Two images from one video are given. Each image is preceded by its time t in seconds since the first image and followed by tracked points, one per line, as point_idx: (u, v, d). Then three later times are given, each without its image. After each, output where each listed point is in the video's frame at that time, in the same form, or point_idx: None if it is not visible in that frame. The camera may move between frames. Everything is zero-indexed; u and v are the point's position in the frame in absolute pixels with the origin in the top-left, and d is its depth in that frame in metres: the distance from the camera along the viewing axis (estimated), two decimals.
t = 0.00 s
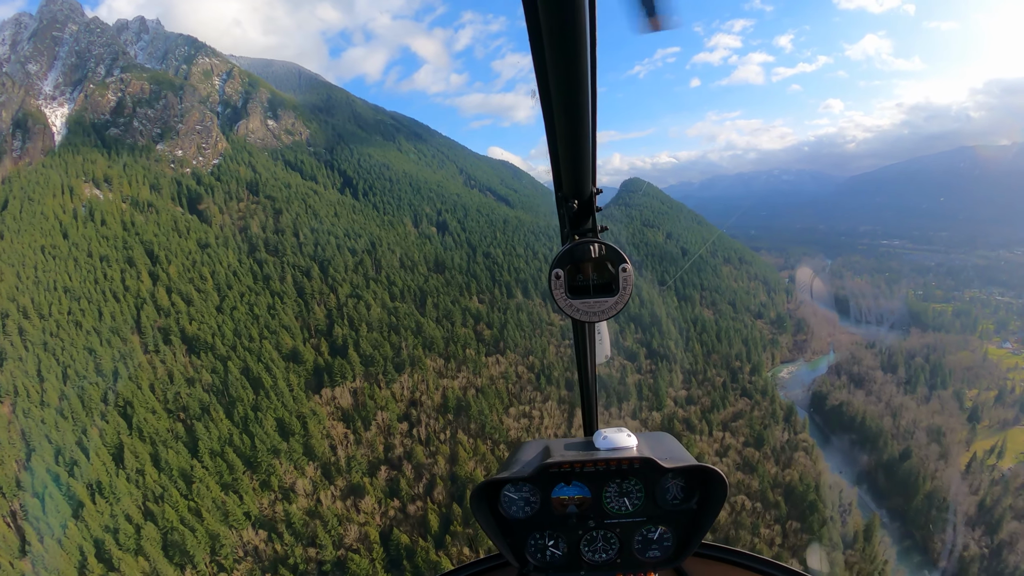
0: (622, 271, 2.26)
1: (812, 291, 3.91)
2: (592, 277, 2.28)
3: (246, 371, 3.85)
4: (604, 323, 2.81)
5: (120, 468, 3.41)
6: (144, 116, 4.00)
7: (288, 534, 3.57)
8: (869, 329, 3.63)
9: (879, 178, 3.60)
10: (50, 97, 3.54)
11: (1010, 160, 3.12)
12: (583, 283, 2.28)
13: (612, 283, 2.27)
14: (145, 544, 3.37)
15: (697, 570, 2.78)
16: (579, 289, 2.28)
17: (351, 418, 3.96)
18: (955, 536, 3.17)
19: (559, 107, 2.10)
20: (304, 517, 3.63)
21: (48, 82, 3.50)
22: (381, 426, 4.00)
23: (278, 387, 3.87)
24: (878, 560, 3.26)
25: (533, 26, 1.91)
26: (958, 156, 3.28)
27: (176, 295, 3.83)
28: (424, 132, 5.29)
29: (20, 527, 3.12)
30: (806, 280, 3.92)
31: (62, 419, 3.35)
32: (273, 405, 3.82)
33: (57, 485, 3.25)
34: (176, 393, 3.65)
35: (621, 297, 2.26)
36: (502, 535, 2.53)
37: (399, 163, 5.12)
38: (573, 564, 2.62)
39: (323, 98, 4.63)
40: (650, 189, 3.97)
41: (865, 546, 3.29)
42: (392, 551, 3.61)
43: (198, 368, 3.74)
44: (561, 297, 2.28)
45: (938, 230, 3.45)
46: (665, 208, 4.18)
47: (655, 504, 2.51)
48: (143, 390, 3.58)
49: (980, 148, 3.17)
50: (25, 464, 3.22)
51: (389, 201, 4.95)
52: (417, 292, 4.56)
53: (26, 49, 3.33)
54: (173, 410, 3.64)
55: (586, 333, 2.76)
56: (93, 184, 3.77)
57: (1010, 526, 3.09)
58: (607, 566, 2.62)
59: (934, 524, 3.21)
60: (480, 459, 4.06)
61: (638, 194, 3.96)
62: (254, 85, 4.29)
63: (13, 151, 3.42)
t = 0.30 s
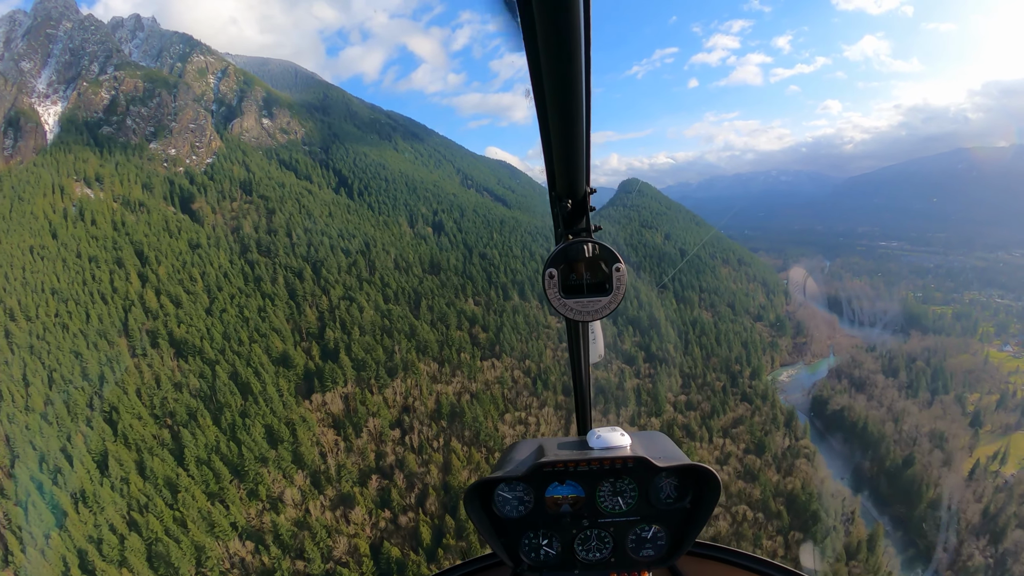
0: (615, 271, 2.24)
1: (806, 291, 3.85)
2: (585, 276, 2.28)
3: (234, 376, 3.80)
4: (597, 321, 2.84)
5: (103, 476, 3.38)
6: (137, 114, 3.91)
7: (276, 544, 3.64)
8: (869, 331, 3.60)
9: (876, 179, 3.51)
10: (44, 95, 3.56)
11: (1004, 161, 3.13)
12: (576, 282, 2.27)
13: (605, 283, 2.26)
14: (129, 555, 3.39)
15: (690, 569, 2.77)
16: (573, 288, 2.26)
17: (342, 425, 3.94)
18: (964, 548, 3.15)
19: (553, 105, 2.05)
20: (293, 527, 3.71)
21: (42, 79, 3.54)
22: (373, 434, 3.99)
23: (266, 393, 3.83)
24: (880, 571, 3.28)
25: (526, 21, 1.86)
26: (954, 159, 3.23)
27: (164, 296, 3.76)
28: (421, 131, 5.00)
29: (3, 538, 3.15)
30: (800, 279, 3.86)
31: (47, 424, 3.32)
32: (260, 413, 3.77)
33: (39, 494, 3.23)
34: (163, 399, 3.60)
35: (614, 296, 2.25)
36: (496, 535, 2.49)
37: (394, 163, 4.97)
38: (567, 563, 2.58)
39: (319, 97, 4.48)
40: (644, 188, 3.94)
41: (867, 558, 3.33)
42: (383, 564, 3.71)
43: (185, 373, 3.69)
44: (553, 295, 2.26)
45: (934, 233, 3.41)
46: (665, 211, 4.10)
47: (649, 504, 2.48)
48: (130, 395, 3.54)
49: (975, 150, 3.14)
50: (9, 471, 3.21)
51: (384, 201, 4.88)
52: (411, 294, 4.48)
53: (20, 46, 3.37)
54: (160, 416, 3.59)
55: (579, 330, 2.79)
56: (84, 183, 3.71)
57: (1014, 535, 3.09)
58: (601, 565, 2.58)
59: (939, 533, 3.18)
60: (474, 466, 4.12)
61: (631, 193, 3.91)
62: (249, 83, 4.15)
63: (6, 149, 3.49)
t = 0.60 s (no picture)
0: (614, 270, 2.19)
1: (804, 291, 3.86)
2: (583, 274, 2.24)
3: (222, 381, 3.74)
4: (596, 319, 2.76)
5: (88, 484, 3.27)
6: (130, 112, 3.88)
7: (261, 556, 3.51)
8: (869, 334, 3.57)
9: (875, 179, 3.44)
10: (37, 93, 3.47)
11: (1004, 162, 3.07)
12: (575, 280, 2.23)
13: (603, 281, 2.22)
14: (113, 567, 3.26)
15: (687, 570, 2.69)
16: (572, 287, 2.23)
17: (331, 432, 3.85)
18: (969, 556, 3.15)
19: (551, 104, 2.01)
20: (281, 540, 3.58)
21: (36, 78, 3.44)
22: (365, 442, 3.89)
23: (256, 399, 3.75)
24: None
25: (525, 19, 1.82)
26: (952, 160, 3.19)
27: (153, 299, 3.71)
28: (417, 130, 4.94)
29: None
30: (798, 278, 3.86)
31: (32, 432, 3.22)
32: (248, 419, 3.70)
33: (21, 502, 3.10)
34: (150, 406, 3.52)
35: (613, 295, 2.21)
36: (494, 533, 2.45)
37: (391, 163, 4.96)
38: (565, 561, 2.52)
39: (314, 96, 4.24)
40: (643, 188, 3.83)
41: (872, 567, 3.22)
42: None
43: (172, 378, 3.63)
44: (552, 293, 2.23)
45: (933, 233, 3.39)
46: (664, 212, 4.08)
47: (647, 501, 2.44)
48: (116, 400, 3.45)
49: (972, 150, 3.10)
50: None
51: (380, 201, 4.87)
52: (406, 296, 4.44)
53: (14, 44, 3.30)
54: (146, 423, 3.50)
55: (578, 327, 2.71)
56: (75, 182, 3.67)
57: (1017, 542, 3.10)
58: (599, 563, 2.51)
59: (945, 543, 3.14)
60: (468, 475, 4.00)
61: (629, 193, 3.82)
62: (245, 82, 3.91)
63: None
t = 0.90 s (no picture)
0: (612, 268, 2.17)
1: (801, 292, 3.79)
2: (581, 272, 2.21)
3: (210, 388, 3.69)
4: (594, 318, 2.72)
5: (71, 494, 3.23)
6: (124, 111, 3.79)
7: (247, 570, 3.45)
8: (869, 336, 3.54)
9: (874, 179, 3.42)
10: (30, 91, 3.47)
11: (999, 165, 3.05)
12: (572, 279, 2.20)
13: (601, 280, 2.19)
14: None
15: (687, 569, 2.67)
16: (569, 285, 2.19)
17: (322, 439, 3.81)
18: (972, 565, 3.12)
19: (549, 101, 1.97)
20: (269, 552, 3.51)
21: (29, 75, 3.44)
22: (356, 449, 3.87)
23: (241, 403, 3.73)
24: None
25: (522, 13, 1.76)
26: (950, 159, 3.13)
27: (142, 302, 3.67)
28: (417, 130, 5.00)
29: None
30: (796, 277, 3.81)
31: (17, 438, 3.17)
32: (235, 426, 3.68)
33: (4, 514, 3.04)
34: (136, 411, 3.48)
35: (610, 293, 2.18)
36: (491, 531, 2.45)
37: (387, 161, 4.89)
38: (562, 559, 2.49)
39: (311, 95, 3.91)
40: (641, 187, 3.72)
41: None
42: None
43: (159, 384, 3.58)
44: (550, 292, 2.19)
45: (928, 234, 3.35)
46: (659, 210, 3.98)
47: (644, 500, 2.43)
48: (101, 406, 3.40)
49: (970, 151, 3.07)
50: None
51: (377, 202, 4.86)
52: (400, 298, 4.39)
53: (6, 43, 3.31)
54: (132, 430, 3.47)
55: (575, 326, 2.64)
56: (67, 182, 3.62)
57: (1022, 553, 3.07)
58: (596, 561, 2.48)
59: (952, 553, 3.10)
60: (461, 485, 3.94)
61: (625, 192, 3.68)
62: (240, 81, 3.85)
63: None
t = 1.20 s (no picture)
0: (608, 266, 2.15)
1: (796, 288, 3.77)
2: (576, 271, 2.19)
3: (199, 394, 3.66)
4: (589, 317, 2.72)
5: (55, 504, 3.15)
6: (117, 110, 3.62)
7: None
8: (870, 339, 3.50)
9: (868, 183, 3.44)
10: (22, 90, 3.27)
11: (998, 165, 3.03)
12: (568, 278, 2.18)
13: (596, 279, 2.17)
14: None
15: (682, 569, 2.66)
16: (565, 283, 2.18)
17: (313, 447, 3.78)
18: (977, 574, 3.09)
19: (546, 101, 1.93)
20: (257, 563, 3.48)
21: (22, 74, 3.23)
22: (347, 457, 3.82)
23: (230, 410, 3.68)
24: None
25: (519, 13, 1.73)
26: (949, 161, 3.15)
27: (130, 305, 3.63)
28: (413, 129, 5.06)
29: None
30: (791, 276, 3.78)
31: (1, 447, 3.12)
32: (223, 434, 3.62)
33: None
34: (122, 419, 3.44)
35: (606, 292, 2.16)
36: (486, 528, 2.44)
37: (384, 162, 4.95)
38: (556, 557, 2.51)
39: (309, 94, 4.32)
40: (638, 188, 3.72)
41: None
42: None
43: (146, 390, 3.54)
44: (546, 291, 2.18)
45: (931, 236, 3.32)
46: (658, 211, 3.97)
47: (639, 498, 2.45)
48: (87, 411, 3.35)
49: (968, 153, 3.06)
50: None
51: (372, 202, 4.78)
52: (395, 301, 4.35)
53: None
54: (119, 438, 3.43)
55: (572, 324, 2.68)
56: (59, 181, 3.52)
57: None
58: (591, 559, 2.50)
59: (957, 562, 3.08)
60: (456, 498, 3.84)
61: (622, 193, 3.66)
62: (235, 80, 3.89)
63: None
